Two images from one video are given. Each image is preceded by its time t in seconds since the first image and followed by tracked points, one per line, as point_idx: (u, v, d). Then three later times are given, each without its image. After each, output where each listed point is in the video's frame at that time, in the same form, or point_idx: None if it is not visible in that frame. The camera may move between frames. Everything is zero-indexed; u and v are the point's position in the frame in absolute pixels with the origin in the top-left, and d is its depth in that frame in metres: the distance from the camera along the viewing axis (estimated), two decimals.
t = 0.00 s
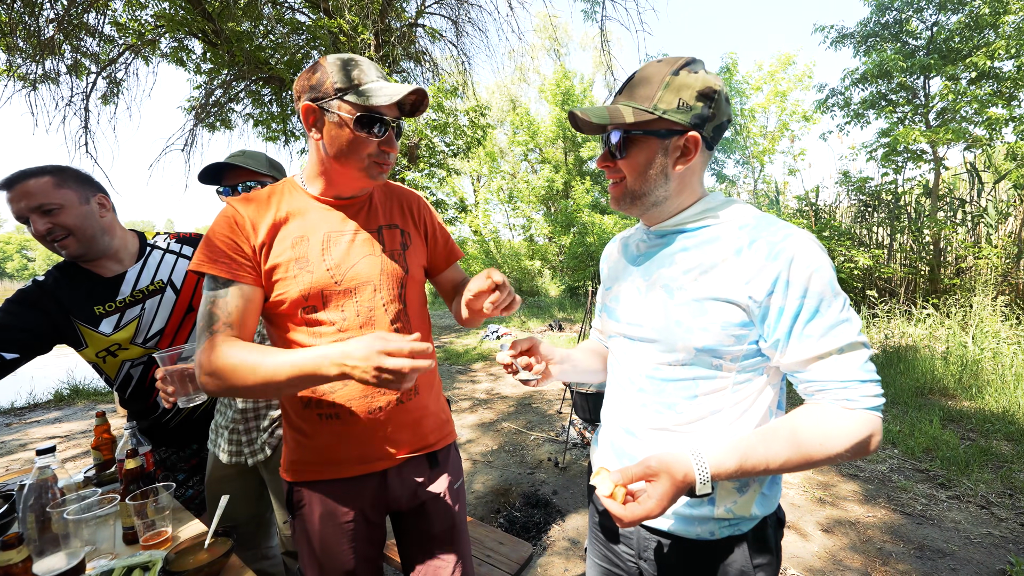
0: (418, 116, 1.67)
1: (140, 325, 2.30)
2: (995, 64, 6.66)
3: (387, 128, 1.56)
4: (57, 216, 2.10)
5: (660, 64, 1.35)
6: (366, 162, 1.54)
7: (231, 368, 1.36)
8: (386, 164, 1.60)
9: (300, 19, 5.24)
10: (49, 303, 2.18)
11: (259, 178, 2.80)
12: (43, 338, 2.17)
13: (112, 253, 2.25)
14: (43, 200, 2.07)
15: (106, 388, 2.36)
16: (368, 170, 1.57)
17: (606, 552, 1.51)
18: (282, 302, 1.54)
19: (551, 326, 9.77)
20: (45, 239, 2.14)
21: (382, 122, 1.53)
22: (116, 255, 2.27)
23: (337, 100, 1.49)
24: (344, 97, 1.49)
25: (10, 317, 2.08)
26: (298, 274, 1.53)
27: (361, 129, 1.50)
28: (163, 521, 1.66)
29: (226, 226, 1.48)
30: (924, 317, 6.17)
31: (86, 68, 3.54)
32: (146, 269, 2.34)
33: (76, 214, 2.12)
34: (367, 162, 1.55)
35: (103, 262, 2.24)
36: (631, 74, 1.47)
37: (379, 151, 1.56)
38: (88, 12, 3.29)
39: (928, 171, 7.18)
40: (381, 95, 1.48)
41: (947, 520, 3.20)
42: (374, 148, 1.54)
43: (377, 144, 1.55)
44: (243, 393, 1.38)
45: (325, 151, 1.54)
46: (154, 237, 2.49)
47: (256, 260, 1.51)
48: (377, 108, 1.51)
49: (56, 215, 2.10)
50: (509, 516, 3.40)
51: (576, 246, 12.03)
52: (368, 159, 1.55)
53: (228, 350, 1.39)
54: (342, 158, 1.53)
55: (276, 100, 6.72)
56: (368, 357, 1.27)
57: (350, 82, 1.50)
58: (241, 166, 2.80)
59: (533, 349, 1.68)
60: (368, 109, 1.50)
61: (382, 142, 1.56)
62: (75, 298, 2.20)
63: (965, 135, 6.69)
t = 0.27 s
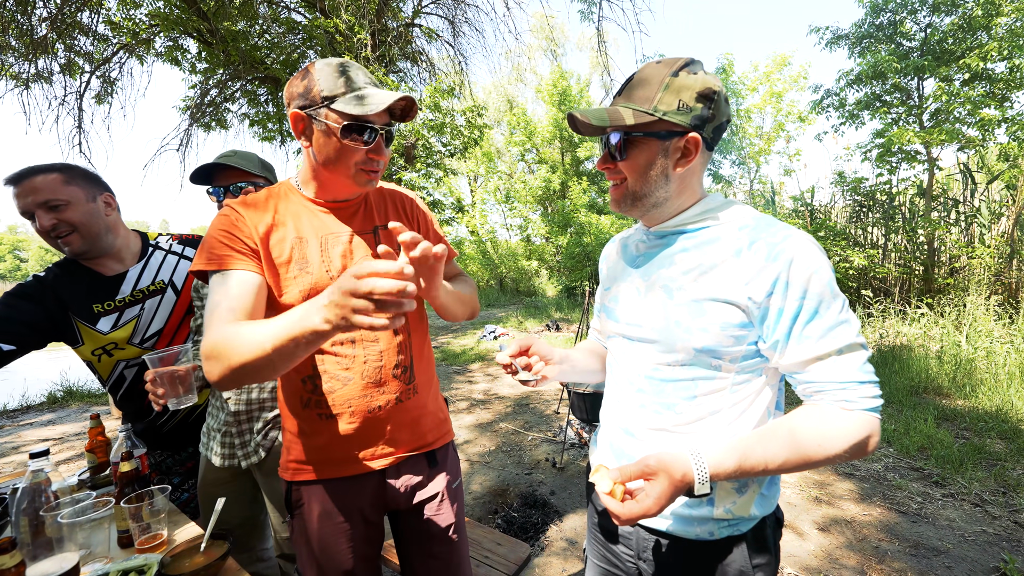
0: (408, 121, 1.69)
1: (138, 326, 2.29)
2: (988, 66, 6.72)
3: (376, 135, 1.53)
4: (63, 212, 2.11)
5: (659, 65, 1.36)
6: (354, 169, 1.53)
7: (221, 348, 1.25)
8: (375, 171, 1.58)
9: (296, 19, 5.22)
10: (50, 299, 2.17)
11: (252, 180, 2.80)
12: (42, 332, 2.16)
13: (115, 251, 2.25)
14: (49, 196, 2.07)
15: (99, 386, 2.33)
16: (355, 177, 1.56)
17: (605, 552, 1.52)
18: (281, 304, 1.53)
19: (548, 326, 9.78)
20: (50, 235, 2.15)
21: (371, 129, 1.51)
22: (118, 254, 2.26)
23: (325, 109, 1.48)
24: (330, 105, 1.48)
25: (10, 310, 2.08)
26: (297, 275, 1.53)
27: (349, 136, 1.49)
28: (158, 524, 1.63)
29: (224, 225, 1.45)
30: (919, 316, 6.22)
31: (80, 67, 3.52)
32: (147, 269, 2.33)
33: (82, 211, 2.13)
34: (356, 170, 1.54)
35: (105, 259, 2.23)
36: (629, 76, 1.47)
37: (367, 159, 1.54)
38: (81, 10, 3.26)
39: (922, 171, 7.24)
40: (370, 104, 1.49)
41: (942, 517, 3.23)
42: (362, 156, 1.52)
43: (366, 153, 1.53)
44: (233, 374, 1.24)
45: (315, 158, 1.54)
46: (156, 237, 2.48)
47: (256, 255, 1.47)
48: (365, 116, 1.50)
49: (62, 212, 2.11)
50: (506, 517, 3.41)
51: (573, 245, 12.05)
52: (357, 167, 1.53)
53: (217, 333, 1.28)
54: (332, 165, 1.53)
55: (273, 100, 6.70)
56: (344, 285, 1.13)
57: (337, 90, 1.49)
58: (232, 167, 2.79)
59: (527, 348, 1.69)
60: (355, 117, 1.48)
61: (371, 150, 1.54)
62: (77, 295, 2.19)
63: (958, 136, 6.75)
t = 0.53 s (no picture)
0: (396, 125, 1.69)
1: (134, 325, 2.27)
2: (975, 70, 6.83)
3: (361, 140, 1.52)
4: (65, 206, 2.08)
5: (653, 68, 1.37)
6: (340, 176, 1.53)
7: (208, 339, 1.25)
8: (363, 178, 1.57)
9: (289, 18, 5.18)
10: (47, 292, 2.15)
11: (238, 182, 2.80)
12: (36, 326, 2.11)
13: (115, 249, 2.23)
14: (52, 189, 2.05)
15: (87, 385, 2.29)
16: (343, 184, 1.56)
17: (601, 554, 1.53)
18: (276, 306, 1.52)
19: (543, 327, 9.79)
20: (48, 229, 2.11)
21: (356, 136, 1.50)
22: (118, 252, 2.25)
23: (308, 118, 1.48)
24: (314, 113, 1.47)
25: (5, 299, 2.05)
26: (291, 277, 1.52)
27: (334, 146, 1.49)
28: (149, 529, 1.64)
29: (216, 229, 1.45)
30: (908, 316, 6.30)
31: (68, 65, 3.47)
32: (147, 268, 2.31)
33: (84, 206, 2.11)
34: (342, 176, 1.53)
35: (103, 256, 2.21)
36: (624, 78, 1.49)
37: (354, 165, 1.54)
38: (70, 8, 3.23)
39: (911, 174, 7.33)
40: (353, 110, 1.46)
41: (931, 515, 3.28)
42: (347, 162, 1.52)
43: (353, 160, 1.53)
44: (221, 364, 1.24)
45: (302, 166, 1.54)
46: (156, 236, 2.46)
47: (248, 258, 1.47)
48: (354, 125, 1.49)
49: (64, 205, 2.08)
50: (501, 518, 3.41)
51: (568, 246, 12.06)
52: (342, 173, 1.53)
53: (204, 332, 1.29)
54: (319, 174, 1.53)
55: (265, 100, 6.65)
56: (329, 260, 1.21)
57: (316, 99, 1.49)
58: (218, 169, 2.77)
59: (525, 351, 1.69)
60: (337, 127, 1.47)
61: (359, 157, 1.53)
62: (76, 289, 2.17)
63: (947, 139, 6.85)
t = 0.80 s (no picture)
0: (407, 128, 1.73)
1: (136, 324, 2.29)
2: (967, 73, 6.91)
3: (375, 140, 1.57)
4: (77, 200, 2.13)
5: (650, 70, 1.41)
6: (349, 174, 1.57)
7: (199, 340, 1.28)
8: (372, 176, 1.61)
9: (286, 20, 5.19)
10: (51, 284, 2.14)
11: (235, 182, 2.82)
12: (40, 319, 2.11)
13: (123, 246, 2.29)
14: (66, 182, 2.10)
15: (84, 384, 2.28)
16: (352, 182, 1.59)
17: (601, 553, 1.57)
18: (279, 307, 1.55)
19: (540, 327, 9.83)
20: (58, 221, 2.14)
21: (370, 135, 1.55)
22: (124, 249, 2.30)
23: (324, 113, 1.51)
24: (331, 110, 1.50)
25: (7, 287, 2.03)
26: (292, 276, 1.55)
27: (347, 141, 1.52)
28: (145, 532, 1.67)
29: (216, 225, 1.46)
30: (902, 316, 6.37)
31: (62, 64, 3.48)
32: (153, 266, 2.36)
33: (97, 200, 2.16)
34: (351, 174, 1.57)
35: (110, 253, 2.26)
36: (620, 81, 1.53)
37: (365, 164, 1.58)
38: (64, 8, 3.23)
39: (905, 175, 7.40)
40: (370, 111, 1.52)
41: (925, 513, 3.32)
42: (359, 160, 1.55)
43: (363, 157, 1.56)
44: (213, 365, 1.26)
45: (312, 162, 1.57)
46: (160, 236, 2.51)
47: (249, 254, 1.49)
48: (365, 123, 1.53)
49: (76, 199, 2.12)
50: (500, 517, 3.43)
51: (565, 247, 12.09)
52: (352, 171, 1.56)
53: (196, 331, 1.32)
54: (330, 170, 1.56)
55: (262, 101, 6.64)
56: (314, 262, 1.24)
57: (339, 95, 1.53)
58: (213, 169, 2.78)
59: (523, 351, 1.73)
60: (357, 123, 1.52)
61: (370, 156, 1.58)
62: (80, 282, 2.19)
63: (939, 141, 6.93)
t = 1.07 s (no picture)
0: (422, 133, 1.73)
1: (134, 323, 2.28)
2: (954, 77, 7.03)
3: (390, 143, 1.58)
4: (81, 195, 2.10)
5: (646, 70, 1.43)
6: (362, 175, 1.60)
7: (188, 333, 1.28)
8: (381, 178, 1.65)
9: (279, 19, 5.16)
10: (50, 279, 2.13)
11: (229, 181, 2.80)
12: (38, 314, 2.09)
13: (120, 246, 2.28)
14: (71, 176, 2.07)
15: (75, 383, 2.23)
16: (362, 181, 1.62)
17: (597, 553, 1.58)
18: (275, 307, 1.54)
19: (535, 327, 9.85)
20: (57, 215, 2.09)
21: (386, 137, 1.55)
22: (120, 249, 2.29)
23: (342, 112, 1.52)
24: (350, 109, 1.51)
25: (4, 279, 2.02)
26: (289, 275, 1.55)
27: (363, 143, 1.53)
28: (137, 535, 1.64)
29: (212, 221, 1.46)
30: (891, 316, 6.47)
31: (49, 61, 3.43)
32: (150, 266, 2.35)
33: (100, 197, 2.15)
34: (362, 175, 1.60)
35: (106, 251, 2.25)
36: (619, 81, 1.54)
37: (377, 166, 1.61)
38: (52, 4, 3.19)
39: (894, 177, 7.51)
40: (387, 113, 1.54)
41: (916, 510, 3.38)
42: (372, 162, 1.58)
43: (375, 159, 1.58)
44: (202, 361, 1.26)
45: (323, 160, 1.58)
46: (157, 236, 2.50)
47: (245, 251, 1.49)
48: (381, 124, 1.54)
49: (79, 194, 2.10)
50: (496, 518, 3.44)
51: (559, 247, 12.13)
52: (365, 172, 1.59)
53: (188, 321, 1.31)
54: (342, 169, 1.57)
55: (255, 100, 6.60)
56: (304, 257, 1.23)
57: (356, 96, 1.54)
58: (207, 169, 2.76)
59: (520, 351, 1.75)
60: (370, 124, 1.52)
61: (382, 158, 1.59)
62: (79, 279, 2.17)
63: (927, 143, 7.05)
